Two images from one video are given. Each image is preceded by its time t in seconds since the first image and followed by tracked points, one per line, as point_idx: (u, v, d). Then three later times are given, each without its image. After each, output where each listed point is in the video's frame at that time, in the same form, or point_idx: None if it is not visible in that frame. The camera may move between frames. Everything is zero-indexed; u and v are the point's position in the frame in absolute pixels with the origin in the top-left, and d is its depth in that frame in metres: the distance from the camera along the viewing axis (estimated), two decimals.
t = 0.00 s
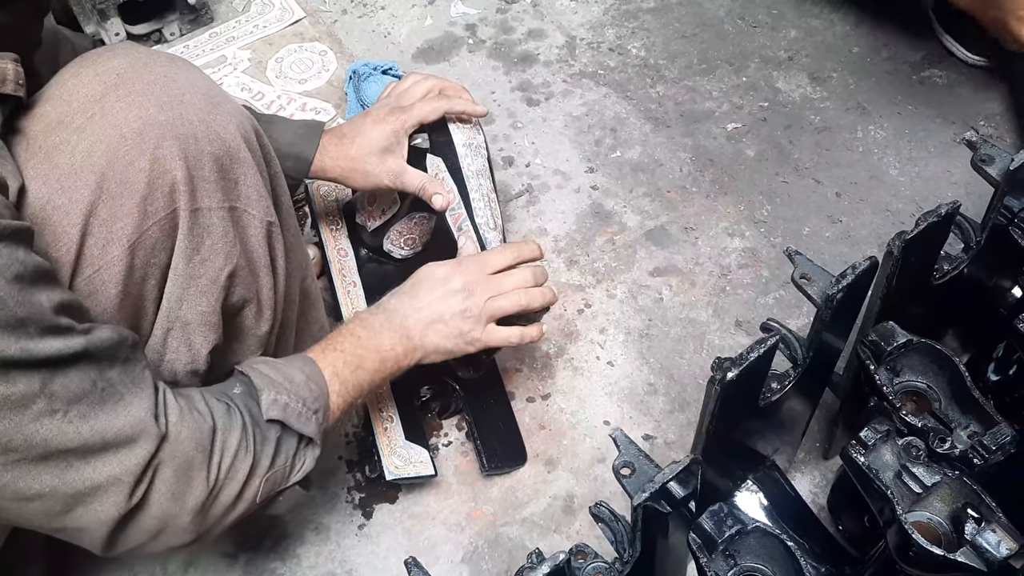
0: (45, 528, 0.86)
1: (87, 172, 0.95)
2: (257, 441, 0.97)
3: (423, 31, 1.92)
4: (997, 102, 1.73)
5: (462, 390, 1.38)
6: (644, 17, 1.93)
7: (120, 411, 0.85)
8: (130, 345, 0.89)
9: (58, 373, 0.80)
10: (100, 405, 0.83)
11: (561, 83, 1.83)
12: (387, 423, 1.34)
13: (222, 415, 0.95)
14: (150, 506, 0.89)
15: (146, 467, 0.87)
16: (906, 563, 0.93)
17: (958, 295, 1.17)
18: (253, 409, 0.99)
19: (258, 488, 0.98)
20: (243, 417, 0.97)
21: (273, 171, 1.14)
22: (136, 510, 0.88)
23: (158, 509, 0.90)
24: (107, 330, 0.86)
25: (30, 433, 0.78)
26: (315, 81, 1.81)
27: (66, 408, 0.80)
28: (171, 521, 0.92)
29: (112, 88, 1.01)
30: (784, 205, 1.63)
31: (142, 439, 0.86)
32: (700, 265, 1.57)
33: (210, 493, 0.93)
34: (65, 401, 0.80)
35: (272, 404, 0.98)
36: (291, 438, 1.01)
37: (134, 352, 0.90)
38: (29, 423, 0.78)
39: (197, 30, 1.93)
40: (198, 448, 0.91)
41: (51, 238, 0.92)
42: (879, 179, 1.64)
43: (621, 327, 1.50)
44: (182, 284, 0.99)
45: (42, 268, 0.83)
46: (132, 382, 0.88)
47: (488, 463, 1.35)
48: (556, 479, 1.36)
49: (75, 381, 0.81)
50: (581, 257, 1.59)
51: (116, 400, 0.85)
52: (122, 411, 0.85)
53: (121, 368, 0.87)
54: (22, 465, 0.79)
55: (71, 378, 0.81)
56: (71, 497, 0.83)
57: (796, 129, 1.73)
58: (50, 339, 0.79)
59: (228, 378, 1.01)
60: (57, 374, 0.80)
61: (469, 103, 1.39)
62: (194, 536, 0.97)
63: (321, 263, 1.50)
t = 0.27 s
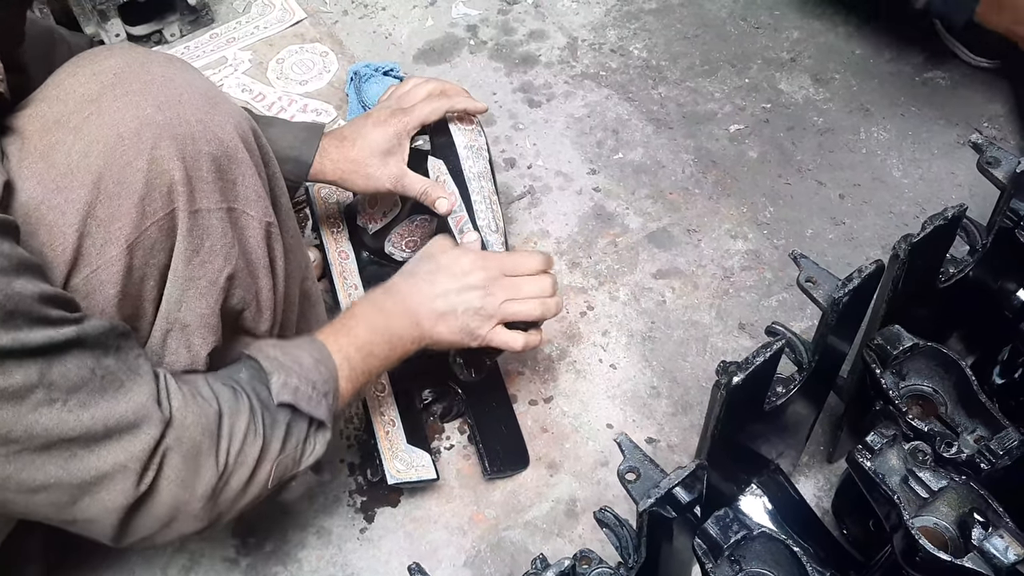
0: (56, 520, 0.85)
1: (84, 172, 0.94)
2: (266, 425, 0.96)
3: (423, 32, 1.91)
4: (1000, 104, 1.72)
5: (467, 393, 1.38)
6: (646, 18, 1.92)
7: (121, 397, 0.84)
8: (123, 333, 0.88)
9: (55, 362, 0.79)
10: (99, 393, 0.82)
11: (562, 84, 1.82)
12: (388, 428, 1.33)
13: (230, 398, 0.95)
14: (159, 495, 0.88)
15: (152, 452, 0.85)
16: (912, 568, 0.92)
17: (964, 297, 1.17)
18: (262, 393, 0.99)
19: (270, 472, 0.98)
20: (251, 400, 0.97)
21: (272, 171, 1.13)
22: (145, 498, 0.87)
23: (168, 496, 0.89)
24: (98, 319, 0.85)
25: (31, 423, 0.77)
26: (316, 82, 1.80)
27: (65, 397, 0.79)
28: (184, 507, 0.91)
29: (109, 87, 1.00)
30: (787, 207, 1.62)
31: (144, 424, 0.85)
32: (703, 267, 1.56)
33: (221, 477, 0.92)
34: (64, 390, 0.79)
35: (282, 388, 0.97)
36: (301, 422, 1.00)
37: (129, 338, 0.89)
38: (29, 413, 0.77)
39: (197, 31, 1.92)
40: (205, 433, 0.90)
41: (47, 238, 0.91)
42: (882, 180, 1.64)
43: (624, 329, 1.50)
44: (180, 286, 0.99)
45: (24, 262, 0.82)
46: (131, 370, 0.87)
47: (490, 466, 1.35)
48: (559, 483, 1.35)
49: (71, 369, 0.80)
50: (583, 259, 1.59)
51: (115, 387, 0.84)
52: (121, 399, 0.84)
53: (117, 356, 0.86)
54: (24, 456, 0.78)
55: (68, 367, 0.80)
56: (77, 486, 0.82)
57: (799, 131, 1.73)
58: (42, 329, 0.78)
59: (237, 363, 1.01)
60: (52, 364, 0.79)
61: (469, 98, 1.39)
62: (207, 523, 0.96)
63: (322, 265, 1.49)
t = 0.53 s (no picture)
0: (63, 537, 0.86)
1: (93, 184, 0.95)
2: (281, 451, 0.98)
3: (425, 38, 1.91)
4: (1000, 110, 1.73)
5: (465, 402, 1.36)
6: (647, 24, 1.93)
7: (128, 413, 0.84)
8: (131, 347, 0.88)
9: (65, 377, 0.79)
10: (108, 407, 0.83)
11: (564, 90, 1.83)
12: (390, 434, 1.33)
13: (245, 424, 0.97)
14: (168, 511, 0.89)
15: (162, 467, 0.87)
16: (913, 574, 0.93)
17: (965, 303, 1.18)
18: (279, 423, 1.01)
19: (284, 500, 0.99)
20: (269, 428, 0.99)
21: (278, 181, 1.14)
22: (156, 513, 0.88)
23: (179, 512, 0.90)
24: (107, 333, 0.85)
25: (40, 438, 0.77)
26: (318, 87, 1.81)
27: (74, 412, 0.80)
28: (194, 526, 0.92)
29: (118, 99, 1.01)
30: (788, 212, 1.63)
31: (154, 437, 0.86)
32: (704, 273, 1.56)
33: (233, 498, 0.94)
34: (73, 405, 0.79)
35: (297, 416, 1.00)
36: (315, 451, 1.02)
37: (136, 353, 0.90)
38: (39, 428, 0.77)
39: (200, 36, 1.93)
40: (219, 450, 0.92)
41: (56, 250, 0.92)
42: (882, 186, 1.64)
43: (625, 335, 1.50)
44: (188, 297, 1.00)
45: (38, 272, 0.82)
46: (137, 385, 0.87)
47: (493, 471, 1.35)
48: (561, 488, 1.36)
49: (81, 383, 0.81)
50: (584, 264, 1.59)
51: (122, 401, 0.84)
52: (129, 413, 0.84)
53: (124, 371, 0.87)
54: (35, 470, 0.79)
55: (77, 383, 0.80)
56: (87, 500, 0.83)
57: (799, 136, 1.73)
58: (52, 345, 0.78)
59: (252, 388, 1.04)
60: (62, 378, 0.79)
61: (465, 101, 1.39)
62: (216, 546, 0.97)
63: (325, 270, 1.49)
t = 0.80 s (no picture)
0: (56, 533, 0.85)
1: (102, 180, 0.95)
2: (268, 443, 0.96)
3: (429, 36, 1.91)
4: (1005, 109, 1.73)
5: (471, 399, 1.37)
6: (651, 22, 1.93)
7: (124, 418, 0.84)
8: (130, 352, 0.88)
9: (63, 382, 0.80)
10: (105, 411, 0.83)
11: (568, 88, 1.83)
12: (394, 432, 1.35)
13: (231, 415, 0.95)
14: (164, 508, 0.88)
15: (155, 472, 0.86)
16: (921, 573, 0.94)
17: (971, 303, 1.18)
18: (263, 410, 0.98)
19: (268, 488, 0.98)
20: (253, 417, 0.96)
21: (284, 179, 1.14)
22: (148, 514, 0.88)
23: (171, 510, 0.89)
24: (108, 337, 0.85)
25: (36, 444, 0.77)
26: (322, 85, 1.81)
27: (71, 417, 0.80)
28: (184, 524, 0.91)
29: (125, 96, 1.01)
30: (792, 211, 1.63)
31: (148, 444, 0.85)
32: (708, 272, 1.57)
33: (222, 493, 0.93)
34: (71, 410, 0.79)
35: (281, 402, 0.98)
36: (301, 436, 1.01)
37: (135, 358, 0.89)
38: (36, 433, 0.77)
39: (203, 34, 1.93)
40: (208, 451, 0.91)
41: (65, 248, 0.92)
42: (887, 185, 1.64)
43: (630, 334, 1.50)
44: (195, 295, 1.00)
45: (43, 277, 0.82)
46: (135, 388, 0.87)
47: (497, 470, 1.35)
48: (565, 487, 1.36)
49: (78, 390, 0.81)
50: (589, 263, 1.59)
51: (121, 406, 0.84)
52: (127, 418, 0.84)
53: (122, 375, 0.86)
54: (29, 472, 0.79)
55: (75, 387, 0.80)
56: (79, 502, 0.82)
57: (803, 135, 1.73)
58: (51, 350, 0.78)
59: (237, 376, 1.01)
60: (59, 383, 0.79)
61: (464, 98, 1.39)
62: (205, 537, 0.96)
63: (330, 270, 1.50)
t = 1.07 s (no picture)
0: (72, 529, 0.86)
1: (116, 174, 0.95)
2: (283, 446, 0.98)
3: (438, 30, 1.91)
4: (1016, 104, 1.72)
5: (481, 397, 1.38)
6: (660, 17, 1.92)
7: (143, 417, 0.85)
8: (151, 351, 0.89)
9: (82, 382, 0.81)
10: (123, 411, 0.84)
11: (577, 83, 1.83)
12: (406, 425, 1.35)
13: (250, 419, 0.96)
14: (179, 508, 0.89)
15: (171, 472, 0.87)
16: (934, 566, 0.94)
17: (984, 298, 1.18)
18: (283, 414, 1.00)
19: (284, 491, 0.99)
20: (272, 422, 0.98)
21: (296, 170, 1.14)
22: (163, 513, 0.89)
23: (186, 510, 0.90)
24: (129, 337, 0.87)
25: (55, 441, 0.78)
26: (332, 79, 1.81)
27: (90, 415, 0.81)
28: (198, 524, 0.92)
29: (139, 88, 1.01)
30: (801, 206, 1.63)
31: (165, 445, 0.86)
32: (718, 267, 1.57)
33: (237, 496, 0.94)
34: (89, 408, 0.81)
35: (299, 408, 0.99)
36: (315, 442, 1.02)
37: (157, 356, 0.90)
38: (55, 431, 0.78)
39: (213, 27, 1.93)
40: (224, 453, 0.92)
41: (81, 240, 0.93)
42: (896, 180, 1.64)
43: (640, 328, 1.51)
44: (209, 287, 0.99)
45: (61, 275, 0.83)
46: (155, 388, 0.88)
47: (507, 463, 1.36)
48: (575, 480, 1.36)
49: (96, 389, 0.82)
50: (598, 257, 1.59)
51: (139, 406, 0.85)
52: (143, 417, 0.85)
53: (142, 374, 0.87)
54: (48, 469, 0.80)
55: (94, 388, 0.82)
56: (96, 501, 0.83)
57: (813, 130, 1.73)
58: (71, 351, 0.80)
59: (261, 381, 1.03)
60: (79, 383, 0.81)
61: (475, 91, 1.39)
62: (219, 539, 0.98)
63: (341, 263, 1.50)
